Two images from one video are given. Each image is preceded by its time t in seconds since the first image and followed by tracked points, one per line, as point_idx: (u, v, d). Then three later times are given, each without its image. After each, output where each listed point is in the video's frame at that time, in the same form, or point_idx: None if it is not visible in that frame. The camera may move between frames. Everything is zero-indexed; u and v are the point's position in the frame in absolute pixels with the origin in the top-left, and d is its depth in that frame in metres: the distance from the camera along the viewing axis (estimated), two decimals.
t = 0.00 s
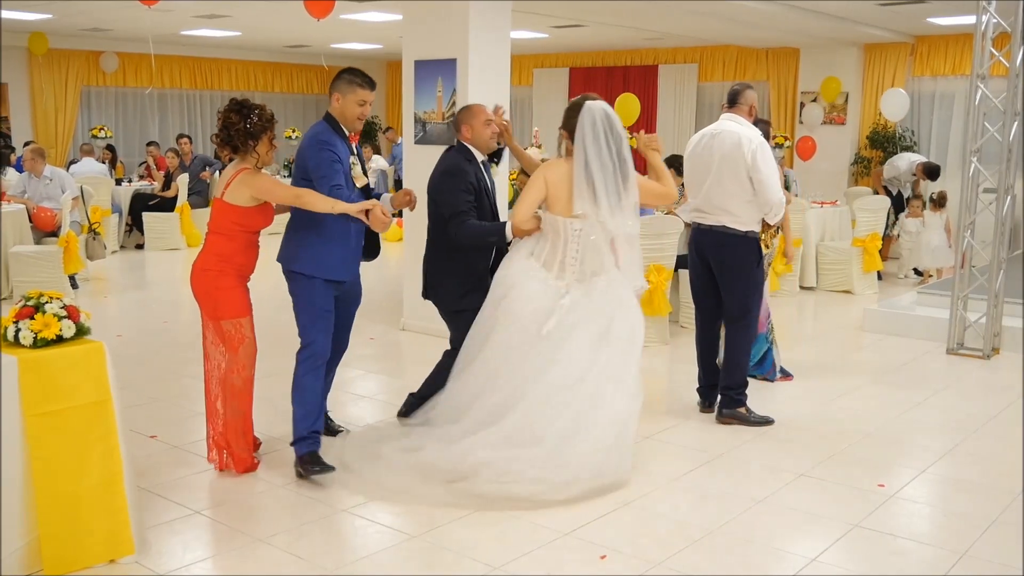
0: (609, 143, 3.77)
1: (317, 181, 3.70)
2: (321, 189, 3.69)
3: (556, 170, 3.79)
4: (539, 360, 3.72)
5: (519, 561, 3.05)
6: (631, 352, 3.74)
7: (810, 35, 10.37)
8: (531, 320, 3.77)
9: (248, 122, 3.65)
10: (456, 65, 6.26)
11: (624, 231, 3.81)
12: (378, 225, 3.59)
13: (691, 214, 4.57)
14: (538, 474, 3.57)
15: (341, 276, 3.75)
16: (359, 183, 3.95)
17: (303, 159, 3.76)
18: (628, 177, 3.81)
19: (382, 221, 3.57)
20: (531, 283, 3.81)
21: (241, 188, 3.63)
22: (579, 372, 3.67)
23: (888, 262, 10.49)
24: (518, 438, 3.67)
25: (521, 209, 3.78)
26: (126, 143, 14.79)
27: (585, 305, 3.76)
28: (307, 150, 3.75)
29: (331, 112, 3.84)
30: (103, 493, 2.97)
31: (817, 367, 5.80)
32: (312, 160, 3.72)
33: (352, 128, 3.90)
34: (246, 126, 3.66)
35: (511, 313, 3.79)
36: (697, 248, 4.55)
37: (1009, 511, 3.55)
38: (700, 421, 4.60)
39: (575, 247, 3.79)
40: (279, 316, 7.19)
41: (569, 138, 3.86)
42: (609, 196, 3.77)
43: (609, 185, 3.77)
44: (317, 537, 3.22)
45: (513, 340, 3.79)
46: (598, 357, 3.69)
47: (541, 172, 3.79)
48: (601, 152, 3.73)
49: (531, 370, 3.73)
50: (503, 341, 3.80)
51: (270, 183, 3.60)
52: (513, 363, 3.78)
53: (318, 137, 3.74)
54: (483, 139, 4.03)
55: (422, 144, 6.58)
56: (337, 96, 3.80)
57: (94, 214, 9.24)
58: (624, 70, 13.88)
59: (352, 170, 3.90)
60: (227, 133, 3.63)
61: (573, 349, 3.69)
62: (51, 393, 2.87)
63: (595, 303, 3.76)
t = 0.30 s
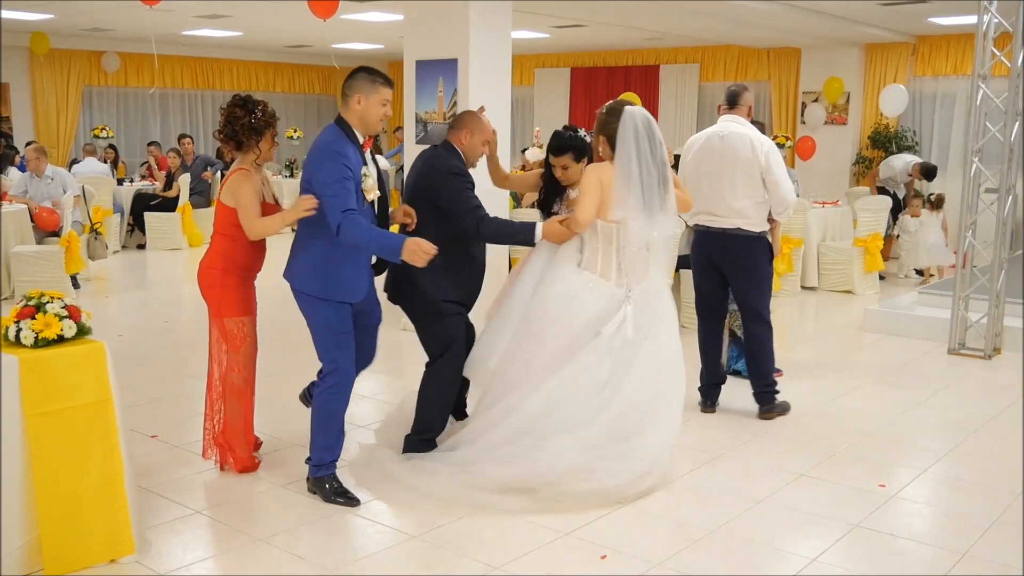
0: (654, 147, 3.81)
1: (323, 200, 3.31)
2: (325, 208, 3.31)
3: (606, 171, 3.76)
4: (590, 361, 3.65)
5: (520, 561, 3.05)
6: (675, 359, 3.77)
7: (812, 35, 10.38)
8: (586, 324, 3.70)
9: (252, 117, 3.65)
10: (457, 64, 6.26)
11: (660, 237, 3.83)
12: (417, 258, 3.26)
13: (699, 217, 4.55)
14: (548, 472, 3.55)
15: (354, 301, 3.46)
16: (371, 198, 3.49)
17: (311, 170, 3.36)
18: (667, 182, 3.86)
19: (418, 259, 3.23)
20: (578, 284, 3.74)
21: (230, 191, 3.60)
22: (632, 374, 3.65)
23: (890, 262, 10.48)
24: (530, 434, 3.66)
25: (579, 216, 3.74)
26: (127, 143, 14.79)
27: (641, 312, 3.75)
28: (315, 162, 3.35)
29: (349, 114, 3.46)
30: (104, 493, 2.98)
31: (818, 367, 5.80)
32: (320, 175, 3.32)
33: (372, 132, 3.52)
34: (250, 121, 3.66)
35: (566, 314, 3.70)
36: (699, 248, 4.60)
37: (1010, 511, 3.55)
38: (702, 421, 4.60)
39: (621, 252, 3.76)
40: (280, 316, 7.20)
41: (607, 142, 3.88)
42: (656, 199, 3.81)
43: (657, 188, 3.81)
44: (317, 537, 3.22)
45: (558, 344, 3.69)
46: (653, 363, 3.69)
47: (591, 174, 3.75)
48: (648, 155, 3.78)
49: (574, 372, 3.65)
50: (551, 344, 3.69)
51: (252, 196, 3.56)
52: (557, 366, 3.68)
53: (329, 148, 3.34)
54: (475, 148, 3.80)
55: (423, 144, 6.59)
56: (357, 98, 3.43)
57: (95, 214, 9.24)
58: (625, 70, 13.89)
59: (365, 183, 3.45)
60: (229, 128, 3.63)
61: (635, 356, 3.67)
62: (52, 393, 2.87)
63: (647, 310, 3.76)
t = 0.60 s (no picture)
0: (671, 145, 3.94)
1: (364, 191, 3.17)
2: (368, 198, 3.16)
3: (626, 169, 3.84)
4: (589, 355, 3.66)
5: (520, 561, 3.05)
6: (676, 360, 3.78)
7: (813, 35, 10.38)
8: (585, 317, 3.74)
9: (261, 115, 3.68)
10: (457, 64, 6.27)
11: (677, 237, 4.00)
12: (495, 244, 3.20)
13: (728, 217, 4.51)
14: (549, 472, 3.55)
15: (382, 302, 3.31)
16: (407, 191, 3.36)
17: (348, 160, 3.22)
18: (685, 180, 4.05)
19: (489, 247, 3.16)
20: (581, 279, 3.82)
21: (238, 189, 3.63)
22: (629, 372, 3.66)
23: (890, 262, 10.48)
24: (532, 434, 3.67)
25: (592, 208, 3.80)
26: (128, 143, 14.80)
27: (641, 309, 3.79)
28: (353, 151, 3.21)
29: (381, 105, 3.32)
30: (104, 493, 2.98)
31: (819, 367, 5.80)
32: (362, 164, 3.17)
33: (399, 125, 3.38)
34: (259, 119, 3.68)
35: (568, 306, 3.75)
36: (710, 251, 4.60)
37: (1010, 511, 3.55)
38: (702, 421, 4.61)
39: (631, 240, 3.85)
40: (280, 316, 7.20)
41: (625, 142, 3.96)
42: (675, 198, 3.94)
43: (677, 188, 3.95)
44: (318, 537, 3.23)
45: (559, 336, 3.73)
46: (652, 361, 3.70)
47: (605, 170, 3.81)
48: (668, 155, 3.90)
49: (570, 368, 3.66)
50: (552, 338, 3.73)
51: (263, 195, 3.60)
52: (554, 358, 3.71)
53: (367, 137, 3.21)
54: (480, 155, 3.88)
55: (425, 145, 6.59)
56: (393, 90, 3.30)
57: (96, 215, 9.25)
58: (626, 70, 13.88)
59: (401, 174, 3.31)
60: (237, 125, 3.65)
61: (633, 354, 3.69)
62: (52, 393, 2.87)
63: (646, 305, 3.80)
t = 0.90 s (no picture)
0: (662, 141, 3.80)
1: (434, 196, 2.92)
2: (442, 202, 2.91)
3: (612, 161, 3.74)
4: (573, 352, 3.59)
5: (520, 561, 3.05)
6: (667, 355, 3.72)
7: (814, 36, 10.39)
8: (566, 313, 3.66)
9: (280, 123, 3.72)
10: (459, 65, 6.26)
11: (674, 237, 3.89)
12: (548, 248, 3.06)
13: (780, 225, 4.43)
14: (549, 477, 3.52)
15: (456, 309, 3.07)
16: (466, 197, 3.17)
17: (413, 163, 2.96)
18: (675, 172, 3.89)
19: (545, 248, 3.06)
20: (560, 274, 3.75)
21: (278, 191, 3.71)
22: (616, 368, 3.58)
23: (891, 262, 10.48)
24: (530, 439, 3.62)
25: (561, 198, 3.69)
26: (130, 143, 14.80)
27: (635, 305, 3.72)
28: (417, 154, 2.96)
29: (438, 107, 3.10)
30: (105, 493, 2.98)
31: (821, 367, 5.79)
32: (432, 167, 2.93)
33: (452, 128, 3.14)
34: (277, 127, 3.72)
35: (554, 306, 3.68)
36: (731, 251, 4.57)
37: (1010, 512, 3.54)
38: (703, 421, 4.61)
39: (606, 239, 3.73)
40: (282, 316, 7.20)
41: (615, 136, 3.85)
42: (663, 196, 3.80)
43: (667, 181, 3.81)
44: (318, 537, 3.22)
45: (544, 335, 3.67)
46: (639, 357, 3.61)
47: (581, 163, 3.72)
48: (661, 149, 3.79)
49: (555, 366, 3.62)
50: (537, 341, 3.69)
51: (306, 187, 3.69)
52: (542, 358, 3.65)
53: (432, 139, 2.97)
54: (482, 163, 3.90)
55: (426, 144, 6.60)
56: (452, 92, 3.08)
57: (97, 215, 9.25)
58: (628, 71, 13.88)
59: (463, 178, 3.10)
60: (260, 134, 3.70)
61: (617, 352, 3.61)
62: (52, 393, 2.87)
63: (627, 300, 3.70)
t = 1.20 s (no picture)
0: (632, 140, 3.70)
1: (517, 204, 2.75)
2: (531, 209, 2.75)
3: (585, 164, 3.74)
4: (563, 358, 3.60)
5: (520, 561, 3.05)
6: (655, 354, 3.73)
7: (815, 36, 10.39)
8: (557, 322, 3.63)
9: (304, 118, 3.90)
10: (460, 65, 6.27)
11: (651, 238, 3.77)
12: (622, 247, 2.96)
13: (813, 227, 4.49)
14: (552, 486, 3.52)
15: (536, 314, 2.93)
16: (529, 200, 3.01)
17: (492, 170, 2.78)
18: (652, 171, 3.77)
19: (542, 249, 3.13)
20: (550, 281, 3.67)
21: (309, 180, 3.89)
22: (611, 376, 3.56)
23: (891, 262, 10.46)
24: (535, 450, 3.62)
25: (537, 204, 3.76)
26: (131, 143, 14.79)
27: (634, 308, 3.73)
28: (495, 161, 2.79)
29: (504, 107, 2.92)
30: (106, 492, 2.98)
31: (821, 367, 5.79)
32: (514, 174, 2.75)
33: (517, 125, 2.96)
34: (302, 122, 3.91)
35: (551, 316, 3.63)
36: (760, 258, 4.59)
37: (1011, 512, 3.54)
38: (704, 420, 4.61)
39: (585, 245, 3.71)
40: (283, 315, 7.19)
41: (590, 139, 3.78)
42: (628, 195, 3.68)
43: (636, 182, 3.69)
44: (318, 537, 3.22)
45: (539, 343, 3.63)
46: (631, 362, 3.61)
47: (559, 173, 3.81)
48: (631, 149, 3.69)
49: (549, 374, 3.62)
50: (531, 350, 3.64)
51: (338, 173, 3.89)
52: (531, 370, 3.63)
53: (509, 144, 2.80)
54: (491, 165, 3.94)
55: (427, 144, 6.59)
56: (518, 91, 2.91)
57: (97, 215, 9.25)
58: (629, 70, 13.88)
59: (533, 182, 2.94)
60: (288, 127, 3.88)
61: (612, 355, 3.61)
62: (53, 393, 2.87)
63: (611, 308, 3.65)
